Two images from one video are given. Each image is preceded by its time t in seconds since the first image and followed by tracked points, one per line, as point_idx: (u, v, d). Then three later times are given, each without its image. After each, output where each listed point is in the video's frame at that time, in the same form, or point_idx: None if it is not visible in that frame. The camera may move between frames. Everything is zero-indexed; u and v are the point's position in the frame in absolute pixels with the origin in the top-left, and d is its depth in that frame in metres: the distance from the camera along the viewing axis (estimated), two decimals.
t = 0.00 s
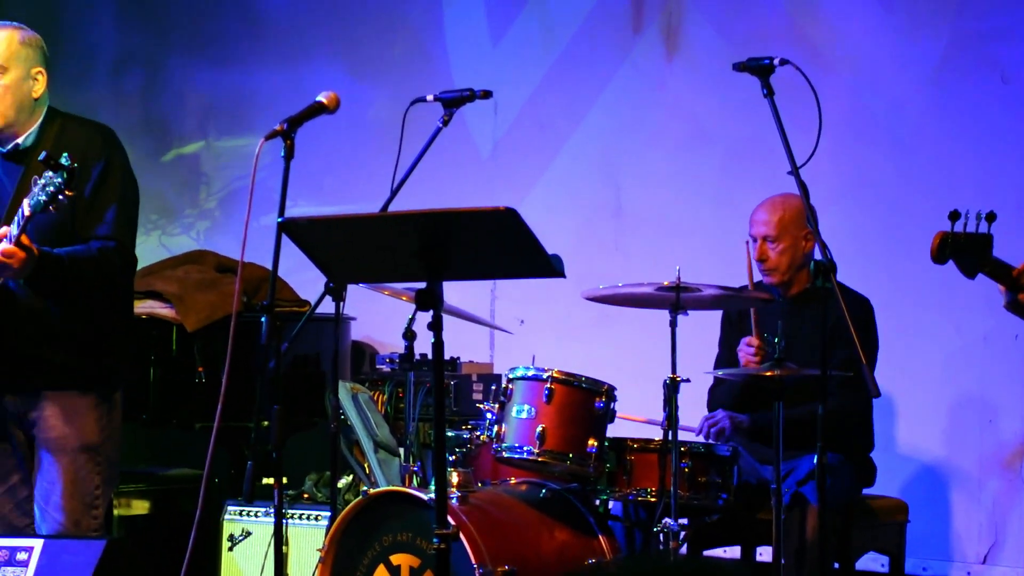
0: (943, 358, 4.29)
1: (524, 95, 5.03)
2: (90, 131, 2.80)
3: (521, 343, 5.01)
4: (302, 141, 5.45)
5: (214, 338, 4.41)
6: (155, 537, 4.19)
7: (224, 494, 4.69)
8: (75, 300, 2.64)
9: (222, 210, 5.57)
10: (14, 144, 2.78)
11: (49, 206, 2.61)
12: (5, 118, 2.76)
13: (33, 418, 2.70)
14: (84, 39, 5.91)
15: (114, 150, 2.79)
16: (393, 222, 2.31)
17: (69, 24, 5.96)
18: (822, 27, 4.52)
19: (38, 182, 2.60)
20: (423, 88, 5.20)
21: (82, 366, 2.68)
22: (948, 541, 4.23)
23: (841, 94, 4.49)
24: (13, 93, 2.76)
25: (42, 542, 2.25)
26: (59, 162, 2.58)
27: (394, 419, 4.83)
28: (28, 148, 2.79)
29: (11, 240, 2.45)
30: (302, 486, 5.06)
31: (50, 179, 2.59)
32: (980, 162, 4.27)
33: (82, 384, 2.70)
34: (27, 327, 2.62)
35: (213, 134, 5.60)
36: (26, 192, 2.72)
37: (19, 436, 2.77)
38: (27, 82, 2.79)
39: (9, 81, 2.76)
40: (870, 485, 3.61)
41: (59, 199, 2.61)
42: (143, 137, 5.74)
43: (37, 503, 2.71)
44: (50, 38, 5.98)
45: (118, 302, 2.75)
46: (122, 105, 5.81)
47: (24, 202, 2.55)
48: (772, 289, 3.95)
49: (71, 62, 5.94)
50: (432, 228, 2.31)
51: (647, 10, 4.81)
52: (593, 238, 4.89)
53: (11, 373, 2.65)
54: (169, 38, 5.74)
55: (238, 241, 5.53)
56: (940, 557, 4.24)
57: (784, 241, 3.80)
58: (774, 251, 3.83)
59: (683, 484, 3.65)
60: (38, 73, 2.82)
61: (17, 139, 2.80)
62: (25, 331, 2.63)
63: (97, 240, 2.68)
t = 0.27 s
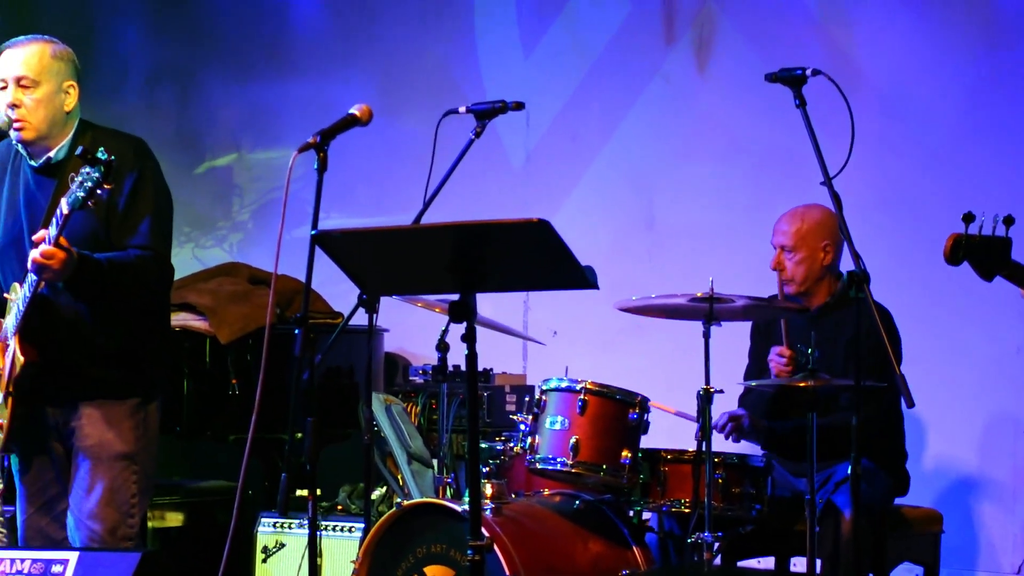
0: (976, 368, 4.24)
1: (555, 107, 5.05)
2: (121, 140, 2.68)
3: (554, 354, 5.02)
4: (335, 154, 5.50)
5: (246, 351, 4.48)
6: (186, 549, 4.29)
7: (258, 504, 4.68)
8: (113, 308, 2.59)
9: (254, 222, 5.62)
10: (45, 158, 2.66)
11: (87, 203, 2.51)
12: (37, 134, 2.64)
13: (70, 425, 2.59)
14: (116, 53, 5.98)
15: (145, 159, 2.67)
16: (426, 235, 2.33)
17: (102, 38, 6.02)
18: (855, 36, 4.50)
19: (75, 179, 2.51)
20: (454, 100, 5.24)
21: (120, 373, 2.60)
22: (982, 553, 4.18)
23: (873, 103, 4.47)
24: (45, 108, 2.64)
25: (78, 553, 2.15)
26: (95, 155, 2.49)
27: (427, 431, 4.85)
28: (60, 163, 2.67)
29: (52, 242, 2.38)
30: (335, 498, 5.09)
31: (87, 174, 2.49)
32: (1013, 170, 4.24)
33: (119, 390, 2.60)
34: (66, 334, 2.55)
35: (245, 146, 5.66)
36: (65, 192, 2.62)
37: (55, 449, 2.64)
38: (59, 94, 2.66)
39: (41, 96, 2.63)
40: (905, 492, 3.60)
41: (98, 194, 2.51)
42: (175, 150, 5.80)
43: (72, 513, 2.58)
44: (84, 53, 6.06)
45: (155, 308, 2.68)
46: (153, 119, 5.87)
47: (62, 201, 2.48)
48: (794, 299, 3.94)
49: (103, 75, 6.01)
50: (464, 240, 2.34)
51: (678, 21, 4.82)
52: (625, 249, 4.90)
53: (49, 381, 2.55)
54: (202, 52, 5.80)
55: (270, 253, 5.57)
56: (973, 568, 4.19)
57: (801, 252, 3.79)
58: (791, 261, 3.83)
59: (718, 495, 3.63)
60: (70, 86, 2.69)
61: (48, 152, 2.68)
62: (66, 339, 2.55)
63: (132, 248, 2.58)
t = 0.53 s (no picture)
0: (1010, 379, 4.20)
1: (586, 118, 5.06)
2: (154, 154, 2.71)
3: (586, 366, 5.02)
4: (366, 167, 5.54)
5: (279, 363, 4.51)
6: (220, 560, 4.35)
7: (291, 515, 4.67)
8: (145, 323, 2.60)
9: (285, 234, 5.67)
10: (77, 174, 2.69)
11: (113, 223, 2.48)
12: (68, 147, 2.66)
13: (108, 443, 2.62)
14: (149, 67, 6.05)
15: (177, 172, 2.70)
16: (457, 247, 2.35)
17: (135, 53, 6.09)
18: (887, 46, 4.48)
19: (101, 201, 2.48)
20: (484, 113, 5.27)
21: (155, 389, 2.61)
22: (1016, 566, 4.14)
23: (905, 113, 4.44)
24: (76, 122, 2.67)
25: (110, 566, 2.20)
26: (120, 176, 2.47)
27: (459, 443, 4.87)
28: (91, 179, 2.69)
29: (80, 261, 2.39)
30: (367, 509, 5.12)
31: (113, 196, 2.46)
32: None
33: (157, 407, 2.62)
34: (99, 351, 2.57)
35: (275, 159, 5.71)
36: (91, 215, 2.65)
37: (92, 465, 2.66)
38: (91, 109, 2.70)
39: (73, 110, 2.66)
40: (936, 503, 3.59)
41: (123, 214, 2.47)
42: (207, 163, 5.87)
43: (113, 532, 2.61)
44: (117, 67, 6.13)
45: (187, 324, 2.69)
46: (185, 132, 5.94)
47: (89, 222, 2.45)
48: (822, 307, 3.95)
49: (136, 88, 6.09)
50: (496, 251, 2.35)
51: (709, 32, 4.83)
52: (656, 261, 4.90)
53: (84, 399, 2.58)
54: (234, 66, 5.86)
55: (302, 265, 5.62)
56: None
57: (828, 259, 3.81)
58: (817, 268, 3.85)
59: (749, 507, 3.60)
60: (101, 100, 2.73)
61: (81, 167, 2.71)
62: (99, 356, 2.58)
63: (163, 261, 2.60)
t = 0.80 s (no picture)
0: None
1: (610, 127, 5.07)
2: (186, 165, 2.65)
3: (610, 374, 5.02)
4: (390, 177, 5.57)
5: (304, 371, 4.54)
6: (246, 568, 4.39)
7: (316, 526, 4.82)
8: (172, 334, 2.54)
9: (310, 243, 5.70)
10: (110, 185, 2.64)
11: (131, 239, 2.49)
12: (109, 167, 2.65)
13: (137, 454, 2.58)
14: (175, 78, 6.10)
15: (208, 182, 2.64)
16: (482, 255, 2.37)
17: (161, 64, 6.14)
18: (912, 53, 4.47)
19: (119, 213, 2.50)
20: (508, 122, 5.28)
21: (183, 401, 2.55)
22: None
23: (930, 121, 4.43)
24: (115, 141, 2.64)
25: None
26: (135, 194, 2.51)
27: (484, 452, 4.88)
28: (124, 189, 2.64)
29: (101, 275, 2.37)
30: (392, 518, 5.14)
31: (128, 211, 2.49)
32: None
33: (187, 417, 2.56)
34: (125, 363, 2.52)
35: (300, 168, 5.74)
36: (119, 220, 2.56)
37: (122, 476, 2.62)
38: (128, 121, 2.67)
39: (111, 130, 2.63)
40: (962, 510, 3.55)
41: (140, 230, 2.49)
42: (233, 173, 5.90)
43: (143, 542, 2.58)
44: (145, 78, 6.20)
45: (218, 333, 2.63)
46: (211, 142, 5.98)
47: (107, 236, 2.48)
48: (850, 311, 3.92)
49: (162, 100, 6.14)
50: (520, 259, 2.37)
51: (733, 41, 4.83)
52: (680, 270, 4.90)
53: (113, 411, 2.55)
54: (259, 76, 5.89)
55: (327, 275, 5.66)
56: None
57: (864, 261, 3.78)
58: (853, 270, 3.81)
59: (774, 516, 3.60)
60: (136, 112, 2.71)
61: (113, 178, 2.67)
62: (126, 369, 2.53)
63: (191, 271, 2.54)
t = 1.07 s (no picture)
0: None
1: (638, 136, 5.08)
2: (224, 174, 2.61)
3: (638, 383, 5.02)
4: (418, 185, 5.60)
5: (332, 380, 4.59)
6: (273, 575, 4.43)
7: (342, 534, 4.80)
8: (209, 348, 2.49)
9: (337, 251, 5.73)
10: (147, 198, 2.59)
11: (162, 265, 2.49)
12: (147, 184, 2.61)
13: (174, 464, 2.53)
14: (203, 88, 6.16)
15: (248, 190, 2.59)
16: (507, 264, 2.39)
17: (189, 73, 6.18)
18: (940, 61, 4.45)
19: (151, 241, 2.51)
20: (536, 131, 5.30)
21: (219, 413, 2.50)
22: None
23: (958, 128, 4.40)
24: (149, 158, 2.59)
25: None
26: (166, 221, 2.49)
27: (511, 460, 4.89)
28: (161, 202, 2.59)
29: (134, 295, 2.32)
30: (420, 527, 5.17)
31: (159, 239, 2.50)
32: None
33: (224, 429, 2.51)
34: (162, 373, 2.51)
35: (328, 176, 5.78)
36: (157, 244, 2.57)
37: (157, 485, 2.59)
38: (161, 134, 2.62)
39: (144, 148, 2.58)
40: (989, 520, 3.53)
41: (170, 257, 2.49)
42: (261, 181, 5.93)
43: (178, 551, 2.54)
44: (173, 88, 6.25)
45: (256, 343, 2.58)
46: (238, 151, 6.02)
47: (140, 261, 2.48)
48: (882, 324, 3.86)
49: (190, 108, 6.19)
50: (545, 269, 2.39)
51: (761, 49, 4.83)
52: (707, 278, 4.89)
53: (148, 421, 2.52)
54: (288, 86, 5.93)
55: (354, 283, 5.69)
56: None
57: (901, 278, 3.71)
58: (892, 286, 3.72)
59: (802, 524, 3.60)
60: (169, 124, 2.65)
61: (150, 192, 2.61)
62: (162, 379, 2.51)
63: (230, 284, 2.49)
